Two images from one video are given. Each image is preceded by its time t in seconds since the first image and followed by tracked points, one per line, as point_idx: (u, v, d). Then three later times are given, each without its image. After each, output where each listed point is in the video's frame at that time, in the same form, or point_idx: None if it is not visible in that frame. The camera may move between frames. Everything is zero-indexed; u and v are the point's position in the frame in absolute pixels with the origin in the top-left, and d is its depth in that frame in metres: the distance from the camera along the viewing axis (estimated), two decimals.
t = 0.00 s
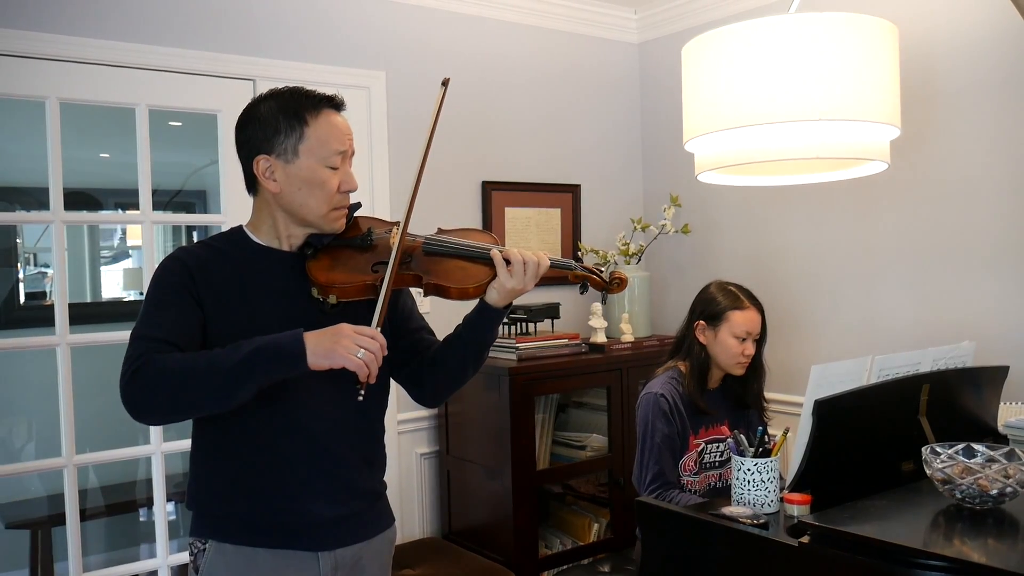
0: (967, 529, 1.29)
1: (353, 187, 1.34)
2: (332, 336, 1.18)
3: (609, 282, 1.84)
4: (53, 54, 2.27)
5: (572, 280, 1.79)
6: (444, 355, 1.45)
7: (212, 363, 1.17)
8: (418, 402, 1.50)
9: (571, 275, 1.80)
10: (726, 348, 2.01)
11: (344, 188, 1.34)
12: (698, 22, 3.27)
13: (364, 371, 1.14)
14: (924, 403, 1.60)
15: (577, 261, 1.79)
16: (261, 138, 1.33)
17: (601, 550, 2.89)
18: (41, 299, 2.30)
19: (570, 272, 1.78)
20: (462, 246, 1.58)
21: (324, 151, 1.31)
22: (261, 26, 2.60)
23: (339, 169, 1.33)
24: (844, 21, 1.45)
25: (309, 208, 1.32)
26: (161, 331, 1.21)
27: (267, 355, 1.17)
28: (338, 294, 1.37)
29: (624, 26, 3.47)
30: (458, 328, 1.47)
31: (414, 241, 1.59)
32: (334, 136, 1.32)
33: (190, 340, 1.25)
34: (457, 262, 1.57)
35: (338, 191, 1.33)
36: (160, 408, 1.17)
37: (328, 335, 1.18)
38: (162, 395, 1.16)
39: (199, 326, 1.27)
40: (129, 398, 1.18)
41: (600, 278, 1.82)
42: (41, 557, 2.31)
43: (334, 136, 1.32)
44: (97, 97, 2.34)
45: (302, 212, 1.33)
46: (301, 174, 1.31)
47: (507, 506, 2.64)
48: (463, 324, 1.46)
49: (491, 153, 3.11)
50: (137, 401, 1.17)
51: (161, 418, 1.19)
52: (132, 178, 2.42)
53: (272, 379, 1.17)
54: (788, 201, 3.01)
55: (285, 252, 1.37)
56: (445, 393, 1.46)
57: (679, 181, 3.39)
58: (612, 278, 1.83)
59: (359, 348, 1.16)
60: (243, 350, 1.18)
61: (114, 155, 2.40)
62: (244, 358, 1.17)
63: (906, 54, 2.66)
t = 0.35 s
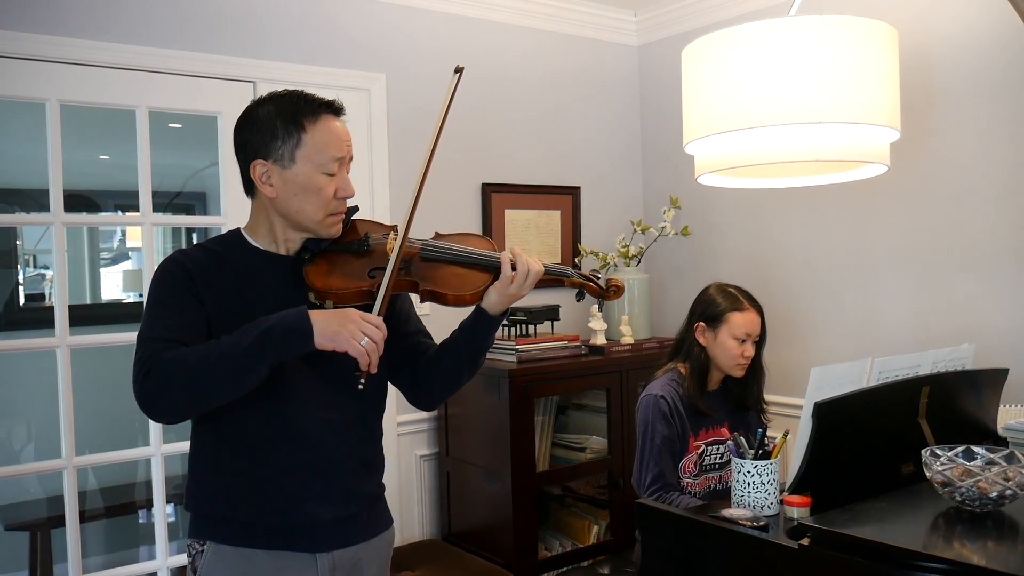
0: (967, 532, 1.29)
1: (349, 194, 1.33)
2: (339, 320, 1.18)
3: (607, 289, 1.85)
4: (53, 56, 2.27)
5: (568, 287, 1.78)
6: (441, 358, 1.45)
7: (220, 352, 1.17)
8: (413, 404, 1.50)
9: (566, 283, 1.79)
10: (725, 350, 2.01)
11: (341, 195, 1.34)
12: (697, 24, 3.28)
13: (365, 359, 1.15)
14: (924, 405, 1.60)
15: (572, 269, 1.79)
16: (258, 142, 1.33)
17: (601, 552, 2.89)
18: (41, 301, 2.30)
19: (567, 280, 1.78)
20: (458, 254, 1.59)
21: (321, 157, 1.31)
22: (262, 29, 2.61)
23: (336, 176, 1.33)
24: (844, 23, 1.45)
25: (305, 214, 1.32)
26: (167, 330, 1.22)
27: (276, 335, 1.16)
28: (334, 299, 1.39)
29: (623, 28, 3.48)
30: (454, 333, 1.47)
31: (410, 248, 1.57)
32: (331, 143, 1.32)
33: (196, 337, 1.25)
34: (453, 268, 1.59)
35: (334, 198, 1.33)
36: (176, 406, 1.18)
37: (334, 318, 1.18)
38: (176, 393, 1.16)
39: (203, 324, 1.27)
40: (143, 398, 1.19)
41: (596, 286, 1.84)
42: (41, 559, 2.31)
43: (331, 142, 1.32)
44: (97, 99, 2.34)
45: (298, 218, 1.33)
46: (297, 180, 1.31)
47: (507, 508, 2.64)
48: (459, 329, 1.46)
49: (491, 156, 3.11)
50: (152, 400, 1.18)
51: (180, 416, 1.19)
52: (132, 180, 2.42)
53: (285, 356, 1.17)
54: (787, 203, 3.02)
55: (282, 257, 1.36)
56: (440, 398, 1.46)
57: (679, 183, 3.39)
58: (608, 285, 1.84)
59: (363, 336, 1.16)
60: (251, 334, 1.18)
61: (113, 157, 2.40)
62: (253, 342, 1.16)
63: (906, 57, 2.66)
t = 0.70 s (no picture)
0: (968, 531, 1.29)
1: (348, 197, 1.33)
2: (347, 306, 1.20)
3: (606, 294, 1.88)
4: (52, 55, 2.27)
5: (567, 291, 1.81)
6: (439, 359, 1.45)
7: (229, 346, 1.17)
8: (410, 404, 1.49)
9: (566, 287, 1.82)
10: (726, 349, 2.01)
11: (340, 197, 1.33)
12: (698, 23, 3.27)
13: (373, 346, 1.18)
14: (924, 404, 1.60)
15: (571, 274, 1.81)
16: (257, 143, 1.33)
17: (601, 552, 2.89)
18: (41, 301, 2.30)
19: (565, 284, 1.80)
20: (459, 257, 1.59)
21: (320, 160, 1.31)
22: (262, 28, 2.60)
23: (335, 179, 1.32)
24: (845, 22, 1.45)
25: (304, 216, 1.32)
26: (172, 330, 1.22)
27: (284, 326, 1.17)
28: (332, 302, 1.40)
29: (623, 27, 3.47)
30: (452, 335, 1.47)
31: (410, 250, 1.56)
32: (331, 145, 1.32)
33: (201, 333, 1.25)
34: (453, 272, 1.59)
35: (333, 201, 1.33)
36: (188, 405, 1.17)
37: (342, 305, 1.20)
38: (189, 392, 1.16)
39: (207, 319, 1.27)
40: (156, 398, 1.19)
41: (595, 291, 1.85)
42: (42, 559, 2.31)
43: (331, 145, 1.32)
44: (97, 99, 2.34)
45: (296, 219, 1.33)
46: (296, 183, 1.31)
47: (508, 507, 2.64)
48: (457, 331, 1.46)
49: (491, 155, 3.11)
50: (165, 400, 1.18)
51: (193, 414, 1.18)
52: (132, 180, 2.42)
53: (295, 346, 1.18)
54: (788, 202, 3.01)
55: (281, 257, 1.36)
56: (438, 399, 1.45)
57: (680, 182, 3.39)
58: (607, 290, 1.88)
59: (371, 322, 1.19)
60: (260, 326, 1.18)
61: (114, 157, 2.40)
62: (264, 333, 1.17)
63: (907, 56, 2.66)
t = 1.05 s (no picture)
0: (969, 529, 1.28)
1: (346, 195, 1.33)
2: (354, 285, 1.22)
3: (603, 293, 1.86)
4: (52, 52, 2.26)
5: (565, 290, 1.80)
6: (437, 356, 1.44)
7: (236, 334, 1.17)
8: (409, 403, 1.49)
9: (564, 285, 1.81)
10: (726, 346, 2.01)
11: (337, 195, 1.33)
12: (699, 20, 3.27)
13: (385, 318, 1.20)
14: (924, 402, 1.60)
15: (569, 272, 1.81)
16: (255, 140, 1.32)
17: (601, 549, 2.89)
18: (41, 298, 2.30)
19: (562, 283, 1.80)
20: (458, 256, 1.59)
21: (318, 157, 1.30)
22: (262, 25, 2.60)
23: (333, 176, 1.32)
24: (847, 19, 1.44)
25: (301, 213, 1.32)
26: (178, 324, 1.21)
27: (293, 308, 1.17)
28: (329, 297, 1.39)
29: (624, 24, 3.47)
30: (450, 333, 1.47)
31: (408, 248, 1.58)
32: (329, 143, 1.31)
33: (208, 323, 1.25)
34: (450, 270, 1.58)
35: (331, 198, 1.33)
36: (203, 397, 1.18)
37: (349, 283, 1.22)
38: (201, 384, 1.16)
39: (212, 309, 1.27)
40: (170, 390, 1.18)
41: (593, 289, 1.84)
42: (42, 556, 2.31)
43: (329, 142, 1.31)
44: (97, 95, 2.33)
45: (294, 216, 1.33)
46: (294, 180, 1.30)
47: (508, 505, 2.64)
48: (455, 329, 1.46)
49: (491, 152, 3.10)
50: (179, 390, 1.17)
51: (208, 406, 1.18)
52: (133, 177, 2.42)
53: (304, 328, 1.18)
54: (789, 200, 3.01)
55: (280, 255, 1.37)
56: (436, 396, 1.45)
57: (680, 180, 3.39)
58: (605, 290, 1.85)
59: (381, 297, 1.22)
60: (267, 312, 1.18)
61: (114, 154, 2.40)
62: (272, 318, 1.17)
63: (908, 53, 2.65)
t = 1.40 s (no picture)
0: (968, 525, 1.28)
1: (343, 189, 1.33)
2: (348, 296, 1.21)
3: (602, 285, 1.86)
4: (51, 50, 2.26)
5: (562, 282, 1.80)
6: (435, 352, 1.44)
7: (229, 341, 1.17)
8: (408, 400, 1.49)
9: (561, 278, 1.81)
10: (725, 343, 2.01)
11: (334, 189, 1.33)
12: (698, 17, 3.26)
13: (381, 327, 1.21)
14: (924, 400, 1.60)
15: (566, 265, 1.80)
16: (251, 136, 1.32)
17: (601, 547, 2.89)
18: (40, 296, 2.30)
19: (560, 275, 1.79)
20: (454, 249, 1.58)
21: (315, 152, 1.30)
22: (261, 22, 2.60)
23: (329, 171, 1.32)
24: (845, 15, 1.44)
25: (298, 209, 1.32)
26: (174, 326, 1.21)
27: (287, 319, 1.17)
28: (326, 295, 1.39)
29: (623, 22, 3.47)
30: (448, 328, 1.47)
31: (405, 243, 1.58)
32: (325, 137, 1.31)
33: (201, 327, 1.25)
34: (448, 263, 1.58)
35: (328, 193, 1.33)
36: (191, 401, 1.17)
37: (342, 294, 1.21)
38: (191, 388, 1.16)
39: (205, 312, 1.27)
40: (160, 392, 1.18)
41: (591, 280, 1.83)
42: (41, 554, 2.31)
43: (325, 137, 1.31)
44: (96, 94, 2.33)
45: (291, 212, 1.33)
46: (291, 175, 1.30)
47: (508, 503, 2.64)
48: (453, 324, 1.46)
49: (490, 150, 3.10)
50: (169, 393, 1.17)
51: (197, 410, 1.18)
52: (132, 175, 2.42)
53: (297, 339, 1.18)
54: (788, 197, 3.01)
55: (276, 251, 1.37)
56: (434, 392, 1.45)
57: (679, 177, 3.38)
58: (603, 281, 1.85)
59: (376, 306, 1.22)
60: (262, 320, 1.18)
61: (113, 153, 2.39)
62: (265, 327, 1.17)
63: (907, 50, 2.65)
